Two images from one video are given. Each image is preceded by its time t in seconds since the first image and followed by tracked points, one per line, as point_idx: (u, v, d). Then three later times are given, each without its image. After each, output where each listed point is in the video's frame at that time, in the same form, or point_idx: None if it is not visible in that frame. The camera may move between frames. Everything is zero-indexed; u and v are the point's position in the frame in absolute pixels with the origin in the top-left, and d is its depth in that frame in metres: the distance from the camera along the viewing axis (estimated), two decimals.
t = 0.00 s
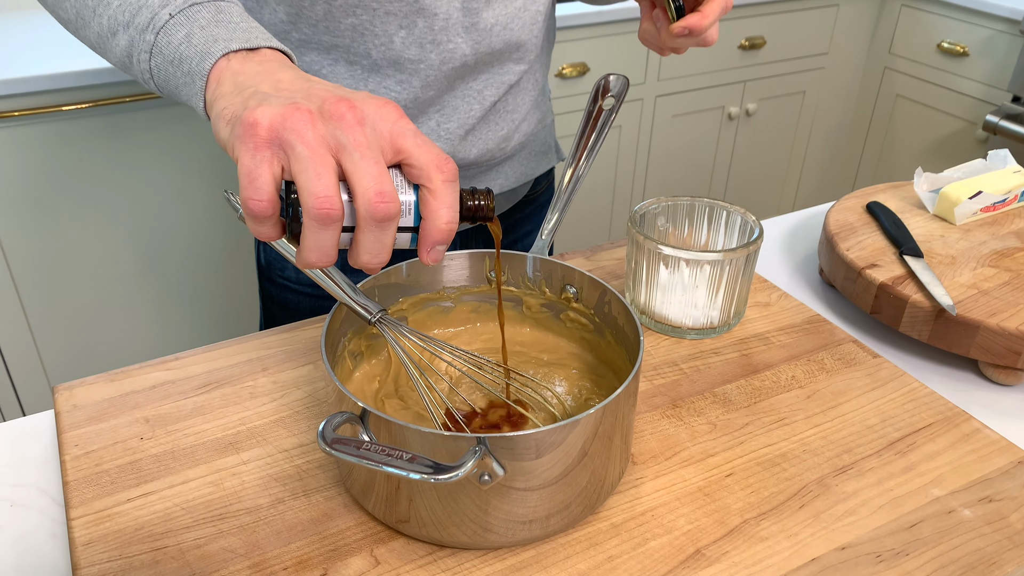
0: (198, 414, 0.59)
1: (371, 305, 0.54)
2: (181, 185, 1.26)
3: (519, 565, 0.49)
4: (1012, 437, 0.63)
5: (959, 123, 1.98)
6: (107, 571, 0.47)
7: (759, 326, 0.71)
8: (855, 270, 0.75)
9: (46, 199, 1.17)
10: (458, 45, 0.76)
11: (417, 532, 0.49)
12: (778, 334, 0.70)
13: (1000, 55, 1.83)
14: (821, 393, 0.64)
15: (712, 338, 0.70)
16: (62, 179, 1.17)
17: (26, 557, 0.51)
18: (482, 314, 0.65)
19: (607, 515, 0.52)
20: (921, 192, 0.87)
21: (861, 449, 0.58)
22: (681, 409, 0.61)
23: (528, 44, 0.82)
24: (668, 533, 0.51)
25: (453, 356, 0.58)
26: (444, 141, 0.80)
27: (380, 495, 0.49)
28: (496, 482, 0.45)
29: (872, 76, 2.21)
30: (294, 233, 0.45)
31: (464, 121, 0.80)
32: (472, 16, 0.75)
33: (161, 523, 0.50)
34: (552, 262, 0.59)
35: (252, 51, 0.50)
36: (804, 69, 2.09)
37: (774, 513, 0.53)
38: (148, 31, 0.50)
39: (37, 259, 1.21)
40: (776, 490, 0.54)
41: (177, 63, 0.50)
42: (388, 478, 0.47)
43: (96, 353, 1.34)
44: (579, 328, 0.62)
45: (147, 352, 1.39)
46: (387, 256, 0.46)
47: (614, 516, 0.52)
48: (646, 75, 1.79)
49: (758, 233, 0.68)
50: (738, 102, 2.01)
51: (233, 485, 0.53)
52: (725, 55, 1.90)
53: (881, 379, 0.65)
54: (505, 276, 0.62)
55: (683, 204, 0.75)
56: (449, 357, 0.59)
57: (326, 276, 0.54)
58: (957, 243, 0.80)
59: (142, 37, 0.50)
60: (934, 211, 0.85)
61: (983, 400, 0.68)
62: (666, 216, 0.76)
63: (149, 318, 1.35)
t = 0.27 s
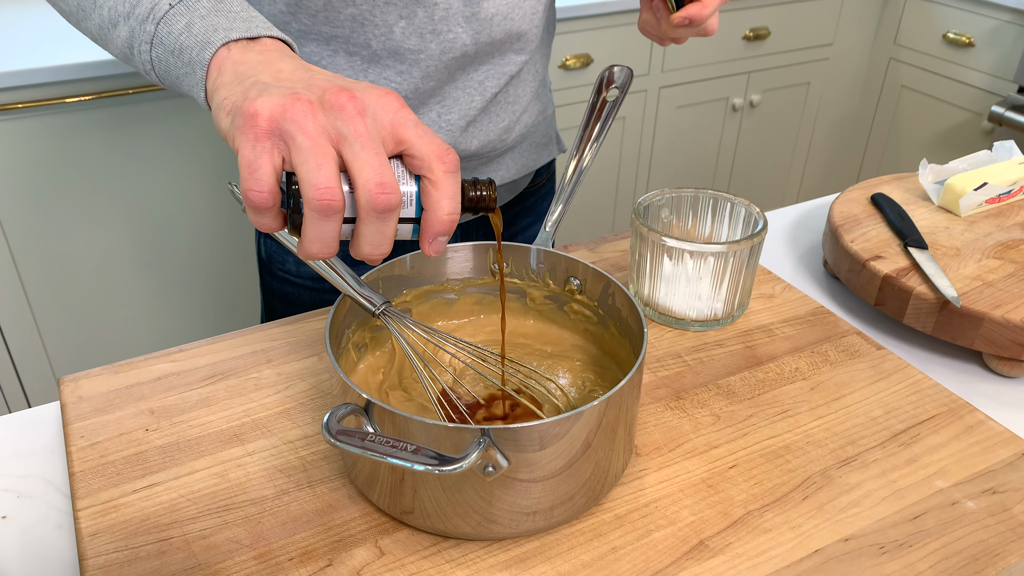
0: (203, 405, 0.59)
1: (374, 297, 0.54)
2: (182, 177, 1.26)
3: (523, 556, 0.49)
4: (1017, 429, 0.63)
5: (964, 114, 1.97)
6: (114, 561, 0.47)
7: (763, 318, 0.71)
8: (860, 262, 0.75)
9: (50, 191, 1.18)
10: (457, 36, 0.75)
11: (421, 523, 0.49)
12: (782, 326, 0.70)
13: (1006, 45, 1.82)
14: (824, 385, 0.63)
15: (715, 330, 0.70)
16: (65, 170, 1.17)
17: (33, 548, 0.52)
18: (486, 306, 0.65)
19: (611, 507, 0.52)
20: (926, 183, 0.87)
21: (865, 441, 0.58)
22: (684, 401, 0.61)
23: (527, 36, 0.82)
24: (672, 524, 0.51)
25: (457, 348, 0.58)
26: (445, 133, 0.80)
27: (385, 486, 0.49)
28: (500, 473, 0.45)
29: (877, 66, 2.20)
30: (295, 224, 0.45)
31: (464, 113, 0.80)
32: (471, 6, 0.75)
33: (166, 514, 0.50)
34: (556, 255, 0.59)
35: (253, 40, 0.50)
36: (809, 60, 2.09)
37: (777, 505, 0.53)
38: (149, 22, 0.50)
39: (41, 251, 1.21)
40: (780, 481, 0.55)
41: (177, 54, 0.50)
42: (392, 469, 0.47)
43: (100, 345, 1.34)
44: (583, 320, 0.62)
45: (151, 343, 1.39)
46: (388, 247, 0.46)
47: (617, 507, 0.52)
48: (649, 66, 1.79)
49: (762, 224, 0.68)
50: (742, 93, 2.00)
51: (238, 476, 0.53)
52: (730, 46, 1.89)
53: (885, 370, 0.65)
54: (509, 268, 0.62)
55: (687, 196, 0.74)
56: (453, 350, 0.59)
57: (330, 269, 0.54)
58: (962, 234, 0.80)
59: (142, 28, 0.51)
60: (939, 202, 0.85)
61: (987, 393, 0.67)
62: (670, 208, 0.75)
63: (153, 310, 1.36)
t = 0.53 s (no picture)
0: (210, 399, 0.59)
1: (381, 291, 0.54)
2: (185, 171, 1.26)
3: (529, 551, 0.49)
4: None
5: (970, 108, 1.96)
6: (122, 554, 0.47)
7: (769, 313, 0.71)
8: (866, 257, 0.75)
9: (55, 185, 1.18)
10: (456, 27, 0.75)
11: (428, 517, 0.49)
12: (788, 321, 0.70)
13: (1013, 39, 1.81)
14: (831, 380, 0.63)
15: (722, 325, 0.70)
16: (70, 165, 1.17)
17: (42, 541, 0.52)
18: (492, 300, 0.65)
19: (618, 501, 0.52)
20: (933, 177, 0.87)
21: (872, 436, 0.58)
22: (690, 396, 0.61)
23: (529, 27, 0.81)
24: (679, 518, 0.51)
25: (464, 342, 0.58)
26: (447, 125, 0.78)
27: (392, 481, 0.49)
28: (508, 467, 0.45)
29: (882, 60, 2.19)
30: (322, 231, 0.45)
31: (467, 106, 0.79)
32: None
33: (174, 508, 0.50)
34: (563, 249, 0.59)
35: (257, 37, 0.49)
36: (814, 53, 2.08)
37: (784, 499, 0.53)
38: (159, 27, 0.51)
39: (47, 246, 1.21)
40: (786, 476, 0.54)
41: (189, 58, 0.51)
42: (400, 463, 0.47)
43: (106, 339, 1.34)
44: (590, 315, 0.62)
45: (156, 338, 1.40)
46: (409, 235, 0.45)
47: (624, 502, 0.52)
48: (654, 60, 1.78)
49: (768, 219, 0.68)
50: (747, 87, 2.00)
51: (245, 470, 0.53)
52: (735, 39, 1.89)
53: (892, 365, 0.65)
54: (515, 263, 0.62)
55: (693, 191, 0.74)
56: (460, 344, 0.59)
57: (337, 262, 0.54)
58: (969, 229, 0.80)
59: (155, 33, 0.52)
60: (945, 197, 0.85)
61: (994, 388, 0.67)
62: (676, 203, 0.75)
63: (158, 305, 1.36)
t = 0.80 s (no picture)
0: (217, 395, 0.59)
1: (386, 287, 0.54)
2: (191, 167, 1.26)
3: (535, 546, 0.49)
4: None
5: (974, 105, 1.96)
6: (131, 548, 0.48)
7: (773, 310, 0.71)
8: (870, 255, 0.75)
9: (62, 182, 1.18)
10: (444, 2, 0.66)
11: (435, 513, 0.49)
12: (793, 318, 0.70)
13: (1018, 37, 1.80)
14: (835, 377, 0.64)
15: (727, 322, 0.70)
16: (77, 161, 1.18)
17: (51, 535, 0.52)
18: (498, 297, 0.65)
19: (622, 497, 0.53)
20: (938, 175, 0.87)
21: (876, 433, 0.58)
22: (695, 393, 0.62)
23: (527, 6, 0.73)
24: (684, 515, 0.51)
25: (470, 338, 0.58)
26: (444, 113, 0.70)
27: (398, 476, 0.49)
28: (513, 463, 0.46)
29: (887, 57, 2.19)
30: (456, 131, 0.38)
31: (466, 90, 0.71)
32: None
33: (182, 503, 0.51)
34: (569, 246, 0.60)
35: None
36: (819, 50, 2.07)
37: (788, 496, 0.53)
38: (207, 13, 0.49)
39: (53, 242, 1.22)
40: (791, 473, 0.55)
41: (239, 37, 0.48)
42: (406, 459, 0.48)
43: (112, 335, 1.35)
44: (595, 312, 0.62)
45: (162, 334, 1.40)
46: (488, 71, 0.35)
47: (629, 498, 0.53)
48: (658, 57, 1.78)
49: (773, 217, 0.68)
50: (751, 84, 1.99)
51: (253, 466, 0.53)
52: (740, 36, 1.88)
53: (896, 363, 0.65)
54: (521, 260, 0.62)
55: (699, 188, 0.74)
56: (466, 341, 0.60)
57: (345, 260, 0.54)
58: (974, 227, 0.80)
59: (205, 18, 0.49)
60: (950, 195, 0.85)
61: (997, 385, 0.67)
62: (681, 200, 0.75)
63: (164, 301, 1.36)
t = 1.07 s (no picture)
0: (224, 389, 0.60)
1: (391, 283, 0.55)
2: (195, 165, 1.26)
3: (538, 539, 0.50)
4: None
5: (978, 103, 1.96)
6: (139, 540, 0.48)
7: (776, 306, 0.72)
8: (872, 252, 0.75)
9: (67, 178, 1.19)
10: None
11: (439, 506, 0.50)
12: (794, 314, 0.71)
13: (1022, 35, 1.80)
14: (837, 373, 0.64)
15: (729, 318, 0.70)
16: (81, 157, 1.18)
17: (60, 527, 0.53)
18: (501, 293, 0.65)
19: (624, 491, 0.53)
20: (940, 173, 0.87)
21: (876, 429, 0.59)
22: (697, 389, 0.62)
23: None
24: (686, 509, 0.52)
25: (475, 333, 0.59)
26: (426, 108, 0.69)
27: (403, 470, 0.50)
28: (517, 456, 0.46)
29: (891, 55, 2.18)
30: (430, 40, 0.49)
31: (449, 85, 0.70)
32: None
33: (190, 495, 0.51)
34: (572, 242, 0.60)
35: None
36: (823, 47, 2.07)
37: (789, 490, 0.53)
38: None
39: (59, 237, 1.23)
40: (792, 468, 0.55)
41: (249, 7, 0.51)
42: (411, 452, 0.48)
43: (118, 331, 1.36)
44: (598, 308, 0.63)
45: (167, 330, 1.41)
46: None
47: (631, 492, 0.53)
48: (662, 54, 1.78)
49: (775, 214, 0.69)
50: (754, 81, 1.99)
51: (259, 459, 0.54)
52: (743, 33, 1.88)
53: (897, 359, 0.66)
54: (525, 256, 0.62)
55: (702, 185, 0.75)
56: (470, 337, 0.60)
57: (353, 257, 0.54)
58: (975, 224, 0.80)
59: None
60: (952, 193, 0.85)
61: (999, 382, 0.68)
62: (684, 197, 0.76)
63: (169, 297, 1.37)
